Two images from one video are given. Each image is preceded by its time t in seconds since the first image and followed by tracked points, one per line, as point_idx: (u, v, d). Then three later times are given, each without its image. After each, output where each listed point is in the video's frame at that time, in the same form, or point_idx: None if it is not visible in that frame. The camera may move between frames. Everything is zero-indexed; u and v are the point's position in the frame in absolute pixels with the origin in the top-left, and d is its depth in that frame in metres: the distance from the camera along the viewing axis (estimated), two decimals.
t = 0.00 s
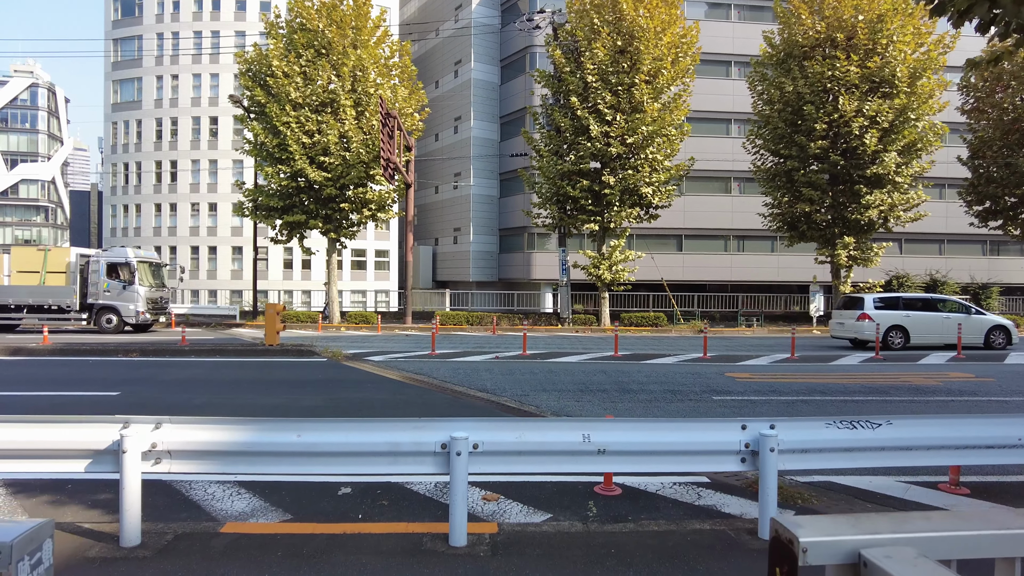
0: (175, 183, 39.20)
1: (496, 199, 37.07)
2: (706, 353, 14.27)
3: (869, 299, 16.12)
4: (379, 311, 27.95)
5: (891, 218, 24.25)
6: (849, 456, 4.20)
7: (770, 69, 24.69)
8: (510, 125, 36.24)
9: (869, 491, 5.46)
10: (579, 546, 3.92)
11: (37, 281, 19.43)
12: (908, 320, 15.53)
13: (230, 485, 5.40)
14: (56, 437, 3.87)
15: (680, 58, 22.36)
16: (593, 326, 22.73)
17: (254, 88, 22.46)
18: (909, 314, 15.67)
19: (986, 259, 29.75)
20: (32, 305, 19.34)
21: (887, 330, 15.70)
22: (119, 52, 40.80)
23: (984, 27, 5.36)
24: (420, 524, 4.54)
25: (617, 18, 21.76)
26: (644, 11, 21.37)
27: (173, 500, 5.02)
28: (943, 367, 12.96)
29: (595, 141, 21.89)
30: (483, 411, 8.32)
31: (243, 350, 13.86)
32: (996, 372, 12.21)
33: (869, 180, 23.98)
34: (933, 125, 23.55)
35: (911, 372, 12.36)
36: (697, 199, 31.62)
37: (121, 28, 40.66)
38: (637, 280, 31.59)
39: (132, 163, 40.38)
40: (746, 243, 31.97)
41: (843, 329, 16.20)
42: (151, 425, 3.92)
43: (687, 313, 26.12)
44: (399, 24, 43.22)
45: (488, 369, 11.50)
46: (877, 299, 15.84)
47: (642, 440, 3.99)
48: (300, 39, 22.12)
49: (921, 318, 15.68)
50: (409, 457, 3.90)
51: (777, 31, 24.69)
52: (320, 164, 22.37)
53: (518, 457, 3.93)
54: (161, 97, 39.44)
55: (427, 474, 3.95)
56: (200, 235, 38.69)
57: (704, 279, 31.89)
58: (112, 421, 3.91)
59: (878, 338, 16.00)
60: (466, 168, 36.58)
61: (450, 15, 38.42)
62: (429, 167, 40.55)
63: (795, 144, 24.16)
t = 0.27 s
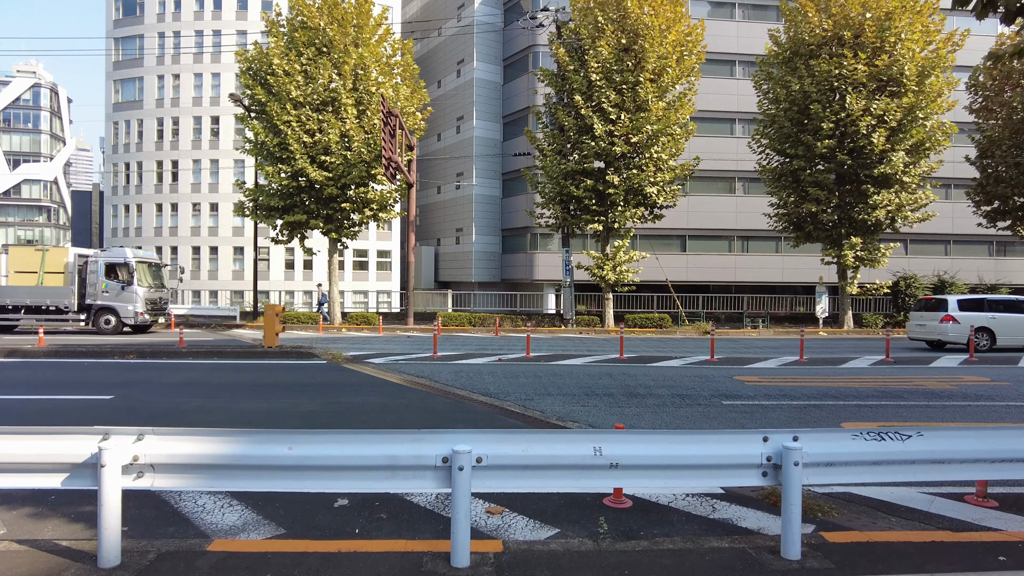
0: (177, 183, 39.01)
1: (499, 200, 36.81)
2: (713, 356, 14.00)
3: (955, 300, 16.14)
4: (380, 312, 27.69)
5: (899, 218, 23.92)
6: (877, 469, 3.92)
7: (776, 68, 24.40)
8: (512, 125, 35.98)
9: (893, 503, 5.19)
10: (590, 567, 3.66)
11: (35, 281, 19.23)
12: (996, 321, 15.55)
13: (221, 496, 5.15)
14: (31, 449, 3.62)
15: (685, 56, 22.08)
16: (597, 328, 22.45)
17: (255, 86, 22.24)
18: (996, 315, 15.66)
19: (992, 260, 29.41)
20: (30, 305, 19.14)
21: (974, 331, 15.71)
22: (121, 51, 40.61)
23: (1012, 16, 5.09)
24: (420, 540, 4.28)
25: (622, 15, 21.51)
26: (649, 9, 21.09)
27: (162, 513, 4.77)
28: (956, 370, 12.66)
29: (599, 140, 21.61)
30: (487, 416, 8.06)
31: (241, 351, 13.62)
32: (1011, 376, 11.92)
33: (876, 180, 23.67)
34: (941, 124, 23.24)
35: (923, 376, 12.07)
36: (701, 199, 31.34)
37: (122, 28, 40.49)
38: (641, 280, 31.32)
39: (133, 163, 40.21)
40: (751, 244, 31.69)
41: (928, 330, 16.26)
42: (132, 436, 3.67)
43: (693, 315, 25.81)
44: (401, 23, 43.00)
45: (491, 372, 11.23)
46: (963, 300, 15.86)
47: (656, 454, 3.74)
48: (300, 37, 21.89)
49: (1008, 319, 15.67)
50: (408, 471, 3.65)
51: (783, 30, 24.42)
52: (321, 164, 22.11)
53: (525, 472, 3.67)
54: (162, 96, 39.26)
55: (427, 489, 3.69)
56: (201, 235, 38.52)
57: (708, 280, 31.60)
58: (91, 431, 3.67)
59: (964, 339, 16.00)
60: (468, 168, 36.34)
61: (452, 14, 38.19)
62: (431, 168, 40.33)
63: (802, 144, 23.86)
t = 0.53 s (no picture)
0: (179, 183, 38.85)
1: (502, 199, 36.53)
2: (721, 356, 13.70)
3: None
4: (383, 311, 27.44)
5: (908, 217, 23.56)
6: (913, 482, 3.63)
7: (783, 65, 24.08)
8: (516, 123, 35.68)
9: (922, 514, 4.89)
10: None
11: (34, 281, 19.04)
12: None
13: (213, 505, 4.90)
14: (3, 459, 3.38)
15: (691, 53, 21.77)
16: (602, 328, 22.16)
17: (256, 83, 22.01)
18: None
19: (1002, 258, 29.03)
20: (29, 304, 18.95)
21: None
22: (123, 50, 40.45)
23: None
24: (420, 555, 4.01)
25: (627, 11, 21.24)
26: (654, 4, 20.80)
27: (149, 525, 4.52)
28: (971, 372, 12.34)
29: (604, 138, 21.31)
30: (491, 418, 7.80)
31: (240, 352, 13.37)
32: None
33: (885, 178, 23.33)
34: (952, 121, 22.90)
35: (938, 377, 11.75)
36: (706, 198, 31.04)
37: (124, 26, 40.33)
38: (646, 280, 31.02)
39: (136, 162, 40.07)
40: (756, 243, 31.38)
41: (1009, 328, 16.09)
42: (111, 445, 3.42)
43: (699, 314, 25.50)
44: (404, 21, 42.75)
45: (495, 374, 10.97)
46: None
47: (674, 465, 3.47)
48: (302, 33, 21.65)
49: None
50: (407, 484, 3.38)
51: (791, 26, 24.12)
52: (323, 162, 21.86)
53: (533, 485, 3.40)
54: (164, 95, 39.08)
55: (427, 502, 3.43)
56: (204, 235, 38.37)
57: (713, 280, 31.28)
58: (67, 440, 3.42)
59: None
60: (472, 167, 36.10)
61: (455, 12, 37.93)
62: (434, 167, 40.09)
63: (809, 141, 23.54)
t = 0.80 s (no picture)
0: (188, 183, 38.88)
1: (512, 199, 36.25)
2: (737, 359, 13.38)
3: None
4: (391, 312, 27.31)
5: (925, 216, 23.11)
6: (961, 503, 3.35)
7: (797, 62, 23.70)
8: (525, 123, 35.39)
9: (962, 532, 4.60)
10: None
11: (43, 282, 18.99)
12: None
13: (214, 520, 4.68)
14: None
15: (704, 50, 21.45)
16: (613, 329, 21.87)
17: (264, 83, 21.88)
18: None
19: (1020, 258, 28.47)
20: (37, 306, 18.90)
21: None
22: (133, 51, 40.50)
23: None
24: None
25: (639, 9, 20.98)
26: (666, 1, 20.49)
27: (146, 540, 4.32)
28: (996, 376, 11.96)
29: (616, 137, 21.03)
30: (502, 425, 7.56)
31: (247, 354, 13.19)
32: None
33: (901, 177, 22.90)
34: (970, 118, 22.43)
35: (962, 382, 11.38)
36: (718, 198, 30.67)
37: (134, 27, 40.39)
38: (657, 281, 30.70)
39: (146, 163, 40.14)
40: (768, 243, 30.97)
41: None
42: (100, 462, 3.22)
43: (711, 315, 25.16)
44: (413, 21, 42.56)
45: (506, 378, 10.72)
46: None
47: (703, 484, 3.22)
48: (310, 32, 21.49)
49: None
50: (415, 504, 3.15)
51: (804, 23, 23.75)
52: (331, 162, 21.71)
53: (551, 505, 3.15)
54: (174, 96, 39.11)
55: (437, 523, 3.19)
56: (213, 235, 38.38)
57: (725, 280, 30.90)
58: (53, 456, 3.21)
59: None
60: (481, 167, 35.87)
61: (464, 11, 37.72)
62: (443, 167, 39.93)
63: (824, 139, 23.17)
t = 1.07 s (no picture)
0: (209, 183, 39.12)
1: (530, 197, 35.99)
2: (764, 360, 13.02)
3: None
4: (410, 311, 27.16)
5: (957, 214, 22.46)
6: None
7: (823, 56, 23.16)
8: (544, 121, 35.09)
9: None
10: None
11: (65, 280, 19.10)
12: None
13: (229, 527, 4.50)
14: None
15: (727, 45, 21.02)
16: (634, 329, 21.55)
17: (284, 81, 21.83)
18: None
19: None
20: (60, 304, 19.01)
21: None
22: (154, 51, 40.82)
23: None
24: None
25: (661, 3, 20.62)
26: None
27: (159, 547, 4.14)
28: None
29: (638, 133, 20.70)
30: (527, 427, 7.34)
31: (266, 352, 13.07)
32: None
33: (932, 173, 22.29)
34: (1004, 113, 21.75)
35: (1002, 385, 10.94)
36: (740, 196, 30.16)
37: (156, 28, 40.69)
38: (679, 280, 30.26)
39: (167, 163, 40.45)
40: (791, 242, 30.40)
41: None
42: (108, 467, 3.03)
43: (735, 315, 24.71)
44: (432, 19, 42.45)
45: (528, 378, 10.49)
46: None
47: (754, 497, 2.96)
48: (329, 30, 21.40)
49: None
50: (442, 515, 2.93)
51: (830, 16, 23.21)
52: (351, 160, 21.61)
53: (589, 517, 2.91)
54: (194, 96, 39.35)
55: (465, 536, 2.97)
56: (234, 234, 38.58)
57: (748, 280, 30.38)
58: (60, 461, 3.03)
59: None
60: (500, 165, 35.66)
61: (483, 9, 37.52)
62: (462, 165, 39.79)
63: (851, 135, 22.61)
